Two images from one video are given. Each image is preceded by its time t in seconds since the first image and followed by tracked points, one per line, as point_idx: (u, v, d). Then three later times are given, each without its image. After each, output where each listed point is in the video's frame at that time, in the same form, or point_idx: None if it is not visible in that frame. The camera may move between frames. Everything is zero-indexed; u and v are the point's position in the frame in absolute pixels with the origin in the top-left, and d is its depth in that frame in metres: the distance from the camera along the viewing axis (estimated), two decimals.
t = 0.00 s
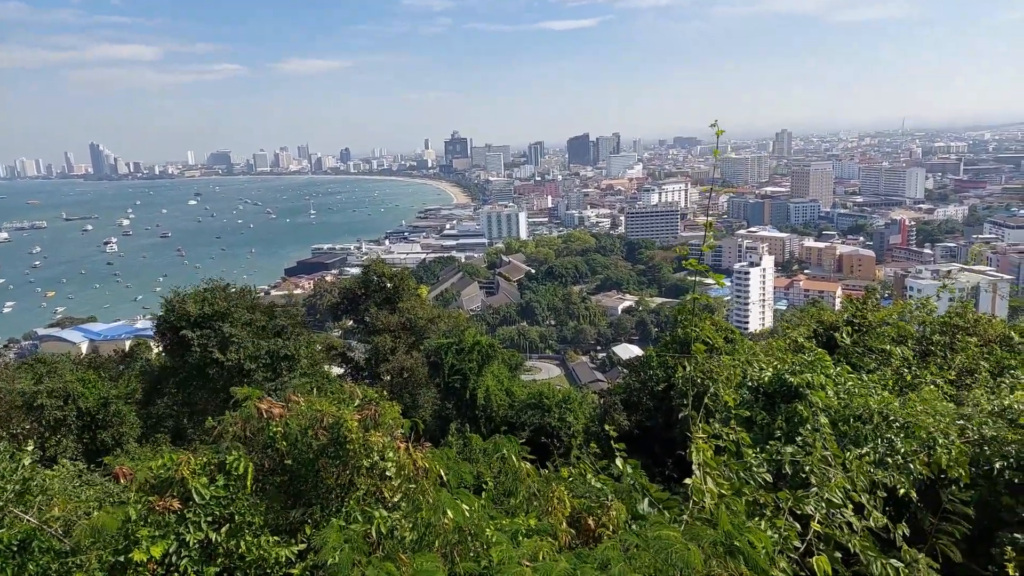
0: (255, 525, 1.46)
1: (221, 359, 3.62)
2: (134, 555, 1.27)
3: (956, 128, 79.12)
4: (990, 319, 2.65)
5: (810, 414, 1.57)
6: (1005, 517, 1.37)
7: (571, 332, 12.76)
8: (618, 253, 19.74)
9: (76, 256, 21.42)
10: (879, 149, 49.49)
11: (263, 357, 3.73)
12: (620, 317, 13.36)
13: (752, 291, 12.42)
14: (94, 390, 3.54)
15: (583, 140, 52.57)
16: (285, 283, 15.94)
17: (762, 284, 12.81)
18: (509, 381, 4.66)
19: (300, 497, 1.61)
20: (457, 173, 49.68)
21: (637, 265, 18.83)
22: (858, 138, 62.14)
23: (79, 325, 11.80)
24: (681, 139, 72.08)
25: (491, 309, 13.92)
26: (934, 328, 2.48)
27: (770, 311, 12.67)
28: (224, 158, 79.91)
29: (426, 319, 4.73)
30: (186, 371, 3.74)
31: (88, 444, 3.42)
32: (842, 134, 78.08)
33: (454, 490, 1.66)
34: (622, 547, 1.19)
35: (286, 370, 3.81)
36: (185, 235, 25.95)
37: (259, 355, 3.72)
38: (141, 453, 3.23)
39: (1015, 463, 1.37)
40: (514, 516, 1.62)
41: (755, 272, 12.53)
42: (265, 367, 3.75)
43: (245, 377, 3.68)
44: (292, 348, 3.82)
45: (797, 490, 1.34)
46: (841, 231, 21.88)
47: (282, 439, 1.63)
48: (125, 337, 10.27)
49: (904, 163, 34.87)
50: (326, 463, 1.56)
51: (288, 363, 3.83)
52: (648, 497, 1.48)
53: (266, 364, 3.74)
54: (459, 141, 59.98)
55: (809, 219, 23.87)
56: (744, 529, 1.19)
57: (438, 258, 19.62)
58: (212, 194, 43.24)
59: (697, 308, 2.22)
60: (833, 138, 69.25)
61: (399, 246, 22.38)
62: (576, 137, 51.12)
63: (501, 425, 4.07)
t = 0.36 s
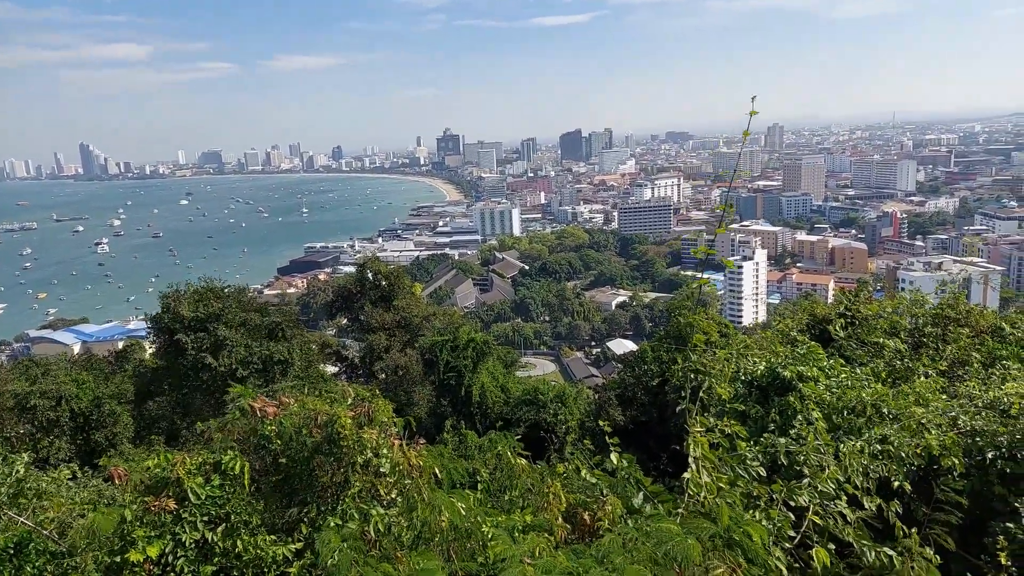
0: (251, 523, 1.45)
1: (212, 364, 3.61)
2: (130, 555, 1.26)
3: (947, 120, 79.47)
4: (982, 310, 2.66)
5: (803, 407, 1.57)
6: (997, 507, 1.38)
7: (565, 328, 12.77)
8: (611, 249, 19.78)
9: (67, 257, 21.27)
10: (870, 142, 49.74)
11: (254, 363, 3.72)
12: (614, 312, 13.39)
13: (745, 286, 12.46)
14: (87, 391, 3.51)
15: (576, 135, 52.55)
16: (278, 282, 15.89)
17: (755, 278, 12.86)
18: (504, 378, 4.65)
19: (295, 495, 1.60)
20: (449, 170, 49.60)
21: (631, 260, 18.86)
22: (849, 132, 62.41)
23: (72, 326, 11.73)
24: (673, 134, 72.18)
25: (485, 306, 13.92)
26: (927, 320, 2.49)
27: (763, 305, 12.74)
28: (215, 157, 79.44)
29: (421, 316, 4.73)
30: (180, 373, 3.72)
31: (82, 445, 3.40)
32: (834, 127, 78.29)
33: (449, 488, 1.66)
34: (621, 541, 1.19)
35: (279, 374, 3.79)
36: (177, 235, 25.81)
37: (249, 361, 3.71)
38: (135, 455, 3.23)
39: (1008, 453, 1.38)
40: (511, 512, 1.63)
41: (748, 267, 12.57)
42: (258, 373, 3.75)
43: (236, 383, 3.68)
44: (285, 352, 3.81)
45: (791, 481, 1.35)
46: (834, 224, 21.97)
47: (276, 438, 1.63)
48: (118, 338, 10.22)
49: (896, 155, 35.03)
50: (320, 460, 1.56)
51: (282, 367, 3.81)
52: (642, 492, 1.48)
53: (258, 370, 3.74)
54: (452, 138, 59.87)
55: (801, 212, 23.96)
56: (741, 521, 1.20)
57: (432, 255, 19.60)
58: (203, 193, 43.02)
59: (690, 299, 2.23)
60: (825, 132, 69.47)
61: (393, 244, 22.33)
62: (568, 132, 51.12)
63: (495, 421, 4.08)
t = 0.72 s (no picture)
0: (240, 521, 1.44)
1: (200, 358, 3.60)
2: (117, 554, 1.25)
3: (934, 116, 80.11)
4: (969, 305, 2.69)
5: (792, 402, 1.58)
6: (983, 500, 1.39)
7: (556, 324, 12.78)
8: (602, 245, 19.82)
9: (53, 254, 21.01)
10: (859, 138, 50.11)
11: (242, 358, 3.69)
12: (605, 308, 13.41)
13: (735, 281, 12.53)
14: (78, 386, 3.50)
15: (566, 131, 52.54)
16: (268, 278, 15.80)
17: (744, 274, 12.92)
18: (495, 373, 4.66)
19: (284, 493, 1.58)
20: (440, 166, 49.46)
21: (622, 256, 18.91)
22: (838, 129, 62.77)
23: (58, 324, 11.59)
24: (664, 131, 72.44)
25: (476, 302, 13.90)
26: (915, 315, 2.51)
27: (753, 301, 12.88)
28: (203, 152, 78.78)
29: (412, 313, 4.72)
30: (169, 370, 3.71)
31: (71, 442, 3.36)
32: (823, 123, 78.76)
33: (438, 484, 1.65)
34: (615, 536, 1.19)
35: (267, 372, 3.72)
36: (165, 231, 25.56)
37: (238, 355, 3.68)
38: (123, 452, 3.19)
39: (994, 447, 1.40)
40: (502, 507, 1.62)
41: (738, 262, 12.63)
42: (246, 369, 3.70)
43: (225, 378, 3.65)
44: (273, 348, 3.75)
45: (780, 477, 1.35)
46: (822, 220, 22.13)
47: (264, 436, 1.62)
48: (105, 335, 10.11)
49: (884, 152, 35.29)
50: (309, 458, 1.55)
51: (271, 364, 3.74)
52: (633, 489, 1.48)
53: (246, 366, 3.70)
54: (442, 133, 59.68)
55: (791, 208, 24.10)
56: (734, 518, 1.20)
57: (423, 251, 19.55)
58: (191, 189, 42.63)
59: (680, 295, 2.24)
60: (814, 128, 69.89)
61: (383, 240, 22.24)
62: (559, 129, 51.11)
63: (486, 418, 4.09)
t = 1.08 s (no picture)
0: (231, 518, 1.42)
1: (194, 345, 3.59)
2: (108, 550, 1.23)
3: (926, 114, 80.54)
4: (960, 304, 2.70)
5: (783, 399, 1.58)
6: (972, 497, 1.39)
7: (549, 321, 12.80)
8: (595, 242, 19.83)
9: (43, 249, 20.83)
10: (851, 136, 50.34)
11: (236, 345, 3.68)
12: (598, 305, 13.41)
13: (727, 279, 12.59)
14: (73, 379, 3.48)
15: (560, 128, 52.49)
16: (260, 274, 15.73)
17: (737, 272, 12.90)
18: (488, 370, 4.65)
19: (276, 488, 1.57)
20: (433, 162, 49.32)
21: (615, 253, 18.92)
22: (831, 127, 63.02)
23: (48, 320, 11.49)
24: (657, 129, 72.50)
25: (469, 299, 13.87)
26: (907, 313, 2.51)
27: (744, 300, 13.02)
28: (195, 148, 78.38)
29: (405, 311, 4.70)
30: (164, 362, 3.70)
31: (64, 436, 3.32)
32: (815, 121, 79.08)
33: (429, 481, 1.64)
34: (607, 531, 1.19)
35: (259, 362, 3.77)
36: (156, 227, 25.40)
37: (231, 343, 3.68)
38: (115, 447, 3.15)
39: (984, 445, 1.39)
40: (493, 502, 1.62)
41: (730, 260, 12.65)
42: (238, 358, 3.70)
43: (219, 367, 3.63)
44: (265, 338, 3.79)
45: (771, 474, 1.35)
46: (814, 218, 22.22)
47: (255, 433, 1.61)
48: (96, 332, 10.03)
49: (876, 150, 35.45)
50: (299, 455, 1.54)
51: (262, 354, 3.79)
52: (624, 485, 1.48)
53: (239, 354, 3.69)
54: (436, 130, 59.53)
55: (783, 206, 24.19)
56: (725, 515, 1.19)
57: (416, 248, 19.51)
58: (183, 185, 42.35)
59: (673, 292, 2.23)
60: (806, 125, 70.16)
61: (376, 237, 22.17)
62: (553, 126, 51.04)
63: (478, 415, 4.08)
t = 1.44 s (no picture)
0: (231, 515, 1.43)
1: (196, 333, 3.62)
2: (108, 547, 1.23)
3: (925, 110, 80.54)
4: (957, 299, 2.70)
5: (780, 394, 1.58)
6: (970, 493, 1.39)
7: (547, 318, 12.82)
8: (593, 238, 19.83)
9: (40, 247, 20.78)
10: (849, 132, 50.34)
11: (238, 331, 3.71)
12: (596, 301, 13.41)
13: (726, 275, 12.61)
14: (76, 374, 3.48)
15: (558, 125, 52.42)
16: (258, 271, 15.71)
17: (735, 267, 12.87)
18: (486, 367, 4.66)
19: (275, 484, 1.57)
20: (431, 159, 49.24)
21: (613, 250, 18.93)
22: (829, 122, 62.99)
23: (46, 317, 11.47)
24: (655, 126, 72.47)
25: (467, 296, 13.86)
26: (904, 309, 2.52)
27: (743, 295, 12.97)
28: (193, 145, 78.21)
29: (402, 308, 4.69)
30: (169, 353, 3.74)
31: (65, 433, 3.30)
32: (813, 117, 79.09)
33: (427, 477, 1.63)
34: (601, 529, 1.19)
35: (261, 348, 3.77)
36: (154, 224, 25.36)
37: (234, 330, 3.70)
38: (116, 444, 3.13)
39: (982, 441, 1.40)
40: (491, 499, 1.62)
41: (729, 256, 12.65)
42: (241, 344, 3.71)
43: (222, 354, 3.65)
44: (267, 326, 3.81)
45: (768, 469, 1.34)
46: (812, 214, 22.25)
47: (253, 431, 1.61)
48: (95, 329, 10.02)
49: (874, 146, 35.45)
50: (298, 451, 1.54)
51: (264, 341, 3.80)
52: (622, 481, 1.47)
53: (241, 340, 3.71)
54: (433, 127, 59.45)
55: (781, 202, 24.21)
56: (718, 509, 1.19)
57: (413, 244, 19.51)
58: (180, 182, 42.23)
59: (670, 288, 2.23)
60: (805, 121, 70.12)
61: (374, 233, 22.14)
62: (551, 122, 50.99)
63: (476, 411, 4.09)
